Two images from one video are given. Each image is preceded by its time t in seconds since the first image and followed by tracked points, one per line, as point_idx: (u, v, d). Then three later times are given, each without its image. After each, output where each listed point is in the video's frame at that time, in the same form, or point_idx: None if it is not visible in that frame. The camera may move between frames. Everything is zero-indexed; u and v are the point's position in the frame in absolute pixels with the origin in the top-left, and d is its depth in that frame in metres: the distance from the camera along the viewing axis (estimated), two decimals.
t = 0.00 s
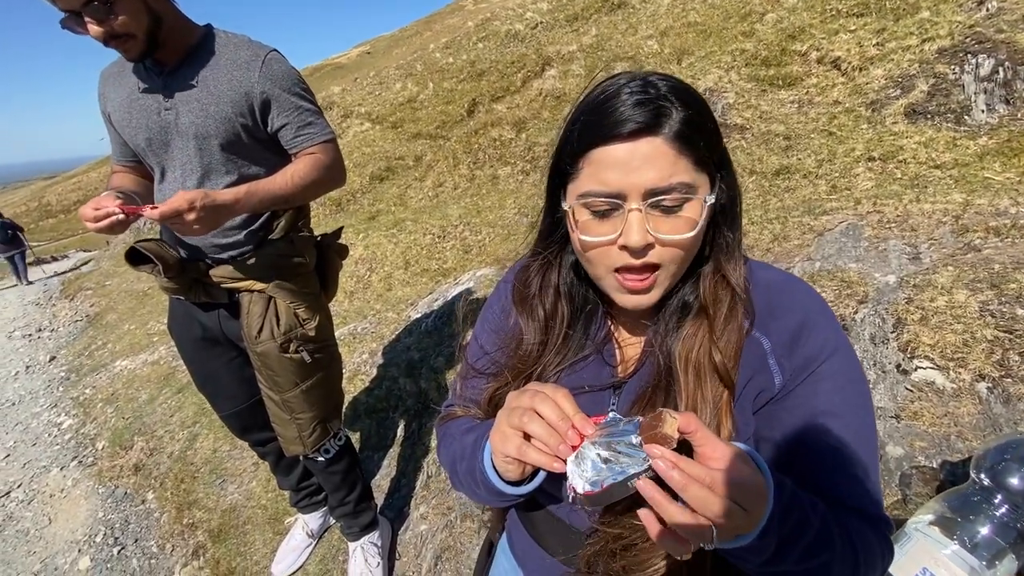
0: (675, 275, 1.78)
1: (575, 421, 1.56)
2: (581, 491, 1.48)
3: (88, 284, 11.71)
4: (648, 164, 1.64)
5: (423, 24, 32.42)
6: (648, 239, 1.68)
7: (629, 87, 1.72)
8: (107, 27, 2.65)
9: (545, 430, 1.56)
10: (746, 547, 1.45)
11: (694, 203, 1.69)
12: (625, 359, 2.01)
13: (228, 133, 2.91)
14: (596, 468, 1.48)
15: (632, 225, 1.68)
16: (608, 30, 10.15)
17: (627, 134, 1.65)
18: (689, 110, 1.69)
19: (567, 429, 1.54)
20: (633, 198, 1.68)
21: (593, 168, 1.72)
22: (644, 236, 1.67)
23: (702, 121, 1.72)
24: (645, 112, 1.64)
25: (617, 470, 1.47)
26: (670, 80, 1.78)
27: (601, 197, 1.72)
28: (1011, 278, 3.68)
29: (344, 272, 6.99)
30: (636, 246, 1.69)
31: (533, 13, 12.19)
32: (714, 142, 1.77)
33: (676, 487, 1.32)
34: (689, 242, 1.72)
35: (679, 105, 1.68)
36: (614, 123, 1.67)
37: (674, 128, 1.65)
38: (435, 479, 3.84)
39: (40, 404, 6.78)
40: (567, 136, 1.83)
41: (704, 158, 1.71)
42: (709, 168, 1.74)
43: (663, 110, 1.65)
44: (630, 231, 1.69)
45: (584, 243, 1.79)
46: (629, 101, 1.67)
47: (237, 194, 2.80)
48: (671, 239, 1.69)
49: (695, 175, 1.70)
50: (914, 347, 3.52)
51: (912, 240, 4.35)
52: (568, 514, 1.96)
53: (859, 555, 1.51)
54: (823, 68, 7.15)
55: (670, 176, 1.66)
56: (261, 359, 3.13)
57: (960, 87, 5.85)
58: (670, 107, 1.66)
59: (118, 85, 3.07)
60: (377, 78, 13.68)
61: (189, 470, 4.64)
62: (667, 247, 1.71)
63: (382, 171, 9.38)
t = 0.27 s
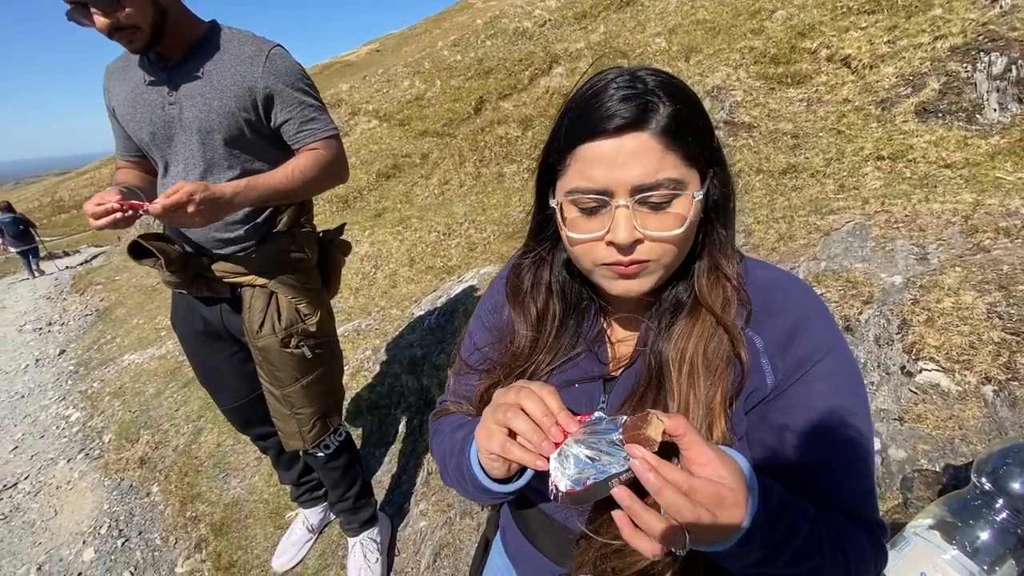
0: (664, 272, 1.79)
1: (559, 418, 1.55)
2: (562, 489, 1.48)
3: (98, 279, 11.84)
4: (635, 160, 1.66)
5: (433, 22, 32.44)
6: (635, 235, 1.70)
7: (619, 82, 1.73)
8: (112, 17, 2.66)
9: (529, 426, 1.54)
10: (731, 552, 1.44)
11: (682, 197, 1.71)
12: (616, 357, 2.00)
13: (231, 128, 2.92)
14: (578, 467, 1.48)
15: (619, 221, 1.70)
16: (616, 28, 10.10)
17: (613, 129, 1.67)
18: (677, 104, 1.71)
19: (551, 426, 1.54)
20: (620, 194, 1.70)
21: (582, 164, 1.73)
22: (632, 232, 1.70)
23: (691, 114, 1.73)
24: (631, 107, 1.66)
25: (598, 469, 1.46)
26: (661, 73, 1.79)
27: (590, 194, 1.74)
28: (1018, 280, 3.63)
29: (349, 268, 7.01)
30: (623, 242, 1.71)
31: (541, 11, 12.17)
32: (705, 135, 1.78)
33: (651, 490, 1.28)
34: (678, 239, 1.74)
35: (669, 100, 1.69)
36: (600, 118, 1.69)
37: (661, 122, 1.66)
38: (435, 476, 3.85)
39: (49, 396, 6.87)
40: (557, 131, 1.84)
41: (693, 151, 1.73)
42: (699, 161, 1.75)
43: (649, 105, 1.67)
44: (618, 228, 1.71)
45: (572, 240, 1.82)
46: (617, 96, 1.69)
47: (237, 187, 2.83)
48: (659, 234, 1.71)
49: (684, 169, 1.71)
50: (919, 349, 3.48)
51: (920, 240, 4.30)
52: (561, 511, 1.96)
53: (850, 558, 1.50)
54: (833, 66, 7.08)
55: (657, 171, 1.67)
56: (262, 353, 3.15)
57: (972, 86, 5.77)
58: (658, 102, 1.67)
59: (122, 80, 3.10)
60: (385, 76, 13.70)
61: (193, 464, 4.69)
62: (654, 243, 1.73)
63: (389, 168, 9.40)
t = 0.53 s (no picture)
0: (656, 273, 1.79)
1: (516, 416, 1.62)
2: (520, 487, 1.50)
3: (112, 275, 12.02)
4: (624, 160, 1.68)
5: (445, 20, 32.50)
6: (625, 236, 1.71)
7: (606, 81, 1.74)
8: None
9: (487, 424, 1.63)
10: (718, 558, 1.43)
11: (673, 196, 1.72)
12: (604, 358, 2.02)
13: (235, 127, 2.96)
14: (535, 465, 1.51)
15: (609, 220, 1.71)
16: (626, 27, 10.06)
17: (602, 128, 1.68)
18: (666, 103, 1.71)
19: (510, 425, 1.60)
20: (610, 194, 1.71)
21: (571, 164, 1.75)
22: (622, 231, 1.70)
23: (681, 113, 1.73)
24: (619, 106, 1.67)
25: (554, 466, 1.51)
26: (649, 72, 1.80)
27: (579, 194, 1.75)
28: None
29: (356, 267, 7.06)
30: (613, 242, 1.71)
31: (552, 10, 12.16)
32: (695, 134, 1.79)
33: (698, 502, 1.25)
34: (669, 238, 1.74)
35: (657, 99, 1.70)
36: (588, 118, 1.70)
37: (649, 121, 1.68)
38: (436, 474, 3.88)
39: (62, 390, 7.00)
40: (545, 132, 1.86)
41: (683, 150, 1.73)
42: (690, 159, 1.76)
43: (638, 103, 1.68)
44: (607, 227, 1.71)
45: (562, 241, 1.83)
46: (605, 95, 1.70)
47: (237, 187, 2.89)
48: (649, 234, 1.71)
49: (673, 168, 1.72)
50: (923, 354, 3.45)
51: (928, 243, 4.25)
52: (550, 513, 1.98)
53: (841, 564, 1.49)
54: (845, 65, 7.00)
55: (646, 170, 1.69)
56: (265, 349, 3.18)
57: (986, 86, 5.69)
58: (646, 101, 1.68)
59: (129, 78, 3.15)
60: (396, 75, 13.77)
61: (199, 458, 4.76)
62: (645, 243, 1.72)
63: (398, 167, 9.45)
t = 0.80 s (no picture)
0: (653, 266, 1.77)
1: (490, 430, 1.66)
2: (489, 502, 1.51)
3: (128, 273, 12.24)
4: (618, 150, 1.68)
5: (459, 21, 32.60)
6: (623, 226, 1.70)
7: (596, 76, 1.76)
8: None
9: (462, 439, 1.66)
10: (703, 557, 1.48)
11: (667, 187, 1.72)
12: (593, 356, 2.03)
13: (244, 126, 3.02)
14: (503, 480, 1.53)
15: (606, 211, 1.71)
16: (638, 27, 10.04)
17: (595, 118, 1.69)
18: (658, 96, 1.73)
19: (483, 439, 1.64)
20: (606, 183, 1.71)
21: (565, 156, 1.76)
22: (619, 222, 1.69)
23: (671, 107, 1.75)
24: (612, 97, 1.69)
25: (523, 482, 1.53)
26: (640, 68, 1.82)
27: (574, 184, 1.75)
28: None
29: (365, 265, 7.13)
30: (611, 233, 1.70)
31: (564, 11, 12.17)
32: (684, 127, 1.82)
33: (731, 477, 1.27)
34: (664, 229, 1.74)
35: (649, 92, 1.72)
36: (581, 109, 1.72)
37: (642, 112, 1.69)
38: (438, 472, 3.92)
39: (78, 384, 7.15)
40: (537, 127, 1.88)
41: (674, 143, 1.76)
42: (681, 153, 1.78)
43: (631, 94, 1.70)
44: (605, 218, 1.70)
45: (557, 233, 1.82)
46: (596, 88, 1.72)
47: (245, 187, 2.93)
48: (646, 224, 1.70)
49: (666, 159, 1.73)
50: (928, 357, 3.42)
51: (938, 245, 4.21)
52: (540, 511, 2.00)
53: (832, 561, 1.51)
54: (858, 65, 6.93)
55: (641, 161, 1.69)
56: (271, 344, 3.24)
57: (1002, 86, 5.61)
58: (639, 93, 1.70)
59: (140, 76, 3.21)
60: (408, 76, 13.86)
61: (208, 452, 4.84)
62: (642, 233, 1.71)
63: (408, 168, 9.52)
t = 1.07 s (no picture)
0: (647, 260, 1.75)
1: (466, 437, 1.75)
2: (462, 506, 1.60)
3: (145, 271, 12.47)
4: (604, 144, 1.70)
5: (473, 24, 32.73)
6: (614, 218, 1.68)
7: (579, 76, 1.79)
8: None
9: (440, 446, 1.75)
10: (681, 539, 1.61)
11: (657, 179, 1.71)
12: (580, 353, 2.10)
13: (253, 127, 3.08)
14: (476, 486, 1.61)
15: (597, 205, 1.70)
16: (649, 29, 10.03)
17: (581, 115, 1.71)
18: (643, 93, 1.76)
19: (459, 446, 1.73)
20: (595, 176, 1.72)
21: (552, 153, 1.78)
22: (611, 216, 1.68)
23: (655, 104, 1.78)
24: (596, 93, 1.72)
25: (496, 488, 1.61)
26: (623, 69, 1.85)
27: (562, 178, 1.76)
28: None
29: (375, 266, 7.21)
30: (602, 225, 1.69)
31: (576, 13, 12.20)
32: (669, 123, 1.84)
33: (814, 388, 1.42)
34: (657, 219, 1.72)
35: (633, 90, 1.74)
36: (566, 108, 1.74)
37: (628, 109, 1.72)
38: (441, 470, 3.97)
39: (94, 380, 7.31)
40: (525, 127, 1.90)
41: (659, 138, 1.78)
42: (666, 148, 1.81)
43: (615, 91, 1.72)
44: (596, 211, 1.70)
45: (549, 229, 1.81)
46: (581, 87, 1.75)
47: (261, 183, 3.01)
48: (637, 215, 1.69)
49: (652, 153, 1.75)
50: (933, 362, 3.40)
51: (947, 248, 4.16)
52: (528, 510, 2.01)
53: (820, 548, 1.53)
54: (871, 67, 6.86)
55: (628, 154, 1.71)
56: (277, 341, 3.29)
57: (1017, 88, 5.53)
58: (624, 90, 1.73)
59: (152, 79, 3.28)
60: (421, 78, 13.97)
61: (217, 448, 4.94)
62: (635, 224, 1.69)
63: (419, 169, 9.60)
